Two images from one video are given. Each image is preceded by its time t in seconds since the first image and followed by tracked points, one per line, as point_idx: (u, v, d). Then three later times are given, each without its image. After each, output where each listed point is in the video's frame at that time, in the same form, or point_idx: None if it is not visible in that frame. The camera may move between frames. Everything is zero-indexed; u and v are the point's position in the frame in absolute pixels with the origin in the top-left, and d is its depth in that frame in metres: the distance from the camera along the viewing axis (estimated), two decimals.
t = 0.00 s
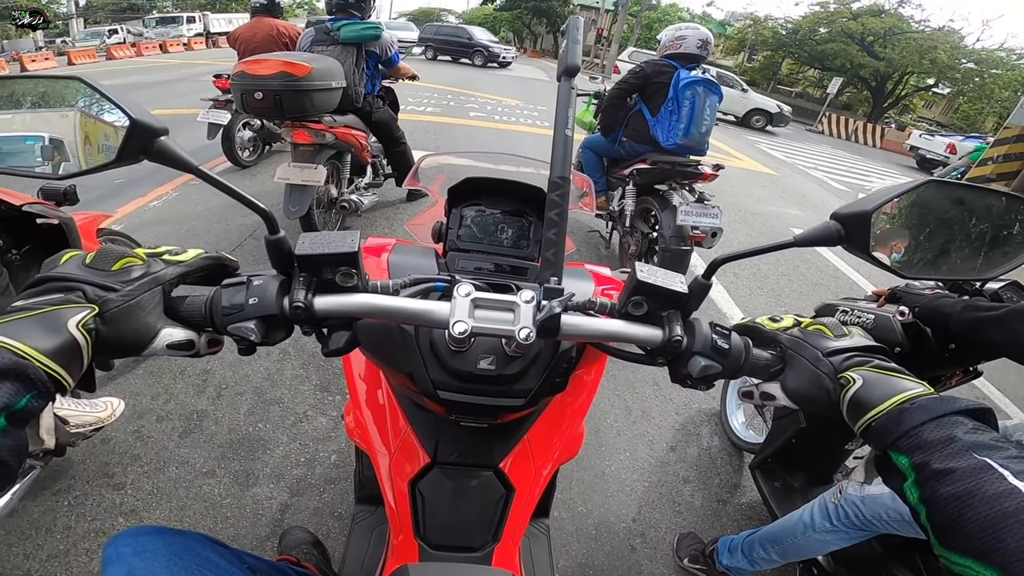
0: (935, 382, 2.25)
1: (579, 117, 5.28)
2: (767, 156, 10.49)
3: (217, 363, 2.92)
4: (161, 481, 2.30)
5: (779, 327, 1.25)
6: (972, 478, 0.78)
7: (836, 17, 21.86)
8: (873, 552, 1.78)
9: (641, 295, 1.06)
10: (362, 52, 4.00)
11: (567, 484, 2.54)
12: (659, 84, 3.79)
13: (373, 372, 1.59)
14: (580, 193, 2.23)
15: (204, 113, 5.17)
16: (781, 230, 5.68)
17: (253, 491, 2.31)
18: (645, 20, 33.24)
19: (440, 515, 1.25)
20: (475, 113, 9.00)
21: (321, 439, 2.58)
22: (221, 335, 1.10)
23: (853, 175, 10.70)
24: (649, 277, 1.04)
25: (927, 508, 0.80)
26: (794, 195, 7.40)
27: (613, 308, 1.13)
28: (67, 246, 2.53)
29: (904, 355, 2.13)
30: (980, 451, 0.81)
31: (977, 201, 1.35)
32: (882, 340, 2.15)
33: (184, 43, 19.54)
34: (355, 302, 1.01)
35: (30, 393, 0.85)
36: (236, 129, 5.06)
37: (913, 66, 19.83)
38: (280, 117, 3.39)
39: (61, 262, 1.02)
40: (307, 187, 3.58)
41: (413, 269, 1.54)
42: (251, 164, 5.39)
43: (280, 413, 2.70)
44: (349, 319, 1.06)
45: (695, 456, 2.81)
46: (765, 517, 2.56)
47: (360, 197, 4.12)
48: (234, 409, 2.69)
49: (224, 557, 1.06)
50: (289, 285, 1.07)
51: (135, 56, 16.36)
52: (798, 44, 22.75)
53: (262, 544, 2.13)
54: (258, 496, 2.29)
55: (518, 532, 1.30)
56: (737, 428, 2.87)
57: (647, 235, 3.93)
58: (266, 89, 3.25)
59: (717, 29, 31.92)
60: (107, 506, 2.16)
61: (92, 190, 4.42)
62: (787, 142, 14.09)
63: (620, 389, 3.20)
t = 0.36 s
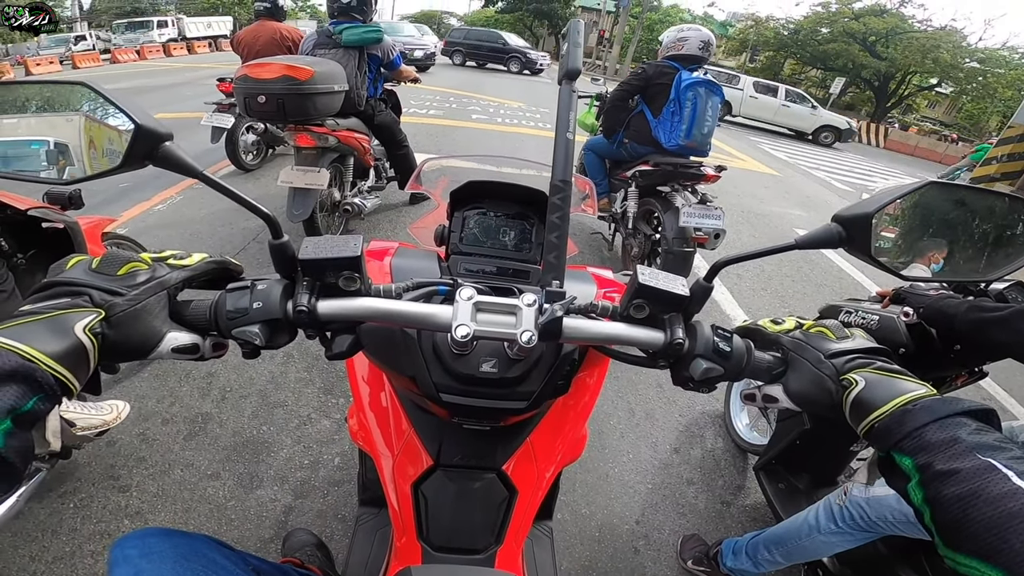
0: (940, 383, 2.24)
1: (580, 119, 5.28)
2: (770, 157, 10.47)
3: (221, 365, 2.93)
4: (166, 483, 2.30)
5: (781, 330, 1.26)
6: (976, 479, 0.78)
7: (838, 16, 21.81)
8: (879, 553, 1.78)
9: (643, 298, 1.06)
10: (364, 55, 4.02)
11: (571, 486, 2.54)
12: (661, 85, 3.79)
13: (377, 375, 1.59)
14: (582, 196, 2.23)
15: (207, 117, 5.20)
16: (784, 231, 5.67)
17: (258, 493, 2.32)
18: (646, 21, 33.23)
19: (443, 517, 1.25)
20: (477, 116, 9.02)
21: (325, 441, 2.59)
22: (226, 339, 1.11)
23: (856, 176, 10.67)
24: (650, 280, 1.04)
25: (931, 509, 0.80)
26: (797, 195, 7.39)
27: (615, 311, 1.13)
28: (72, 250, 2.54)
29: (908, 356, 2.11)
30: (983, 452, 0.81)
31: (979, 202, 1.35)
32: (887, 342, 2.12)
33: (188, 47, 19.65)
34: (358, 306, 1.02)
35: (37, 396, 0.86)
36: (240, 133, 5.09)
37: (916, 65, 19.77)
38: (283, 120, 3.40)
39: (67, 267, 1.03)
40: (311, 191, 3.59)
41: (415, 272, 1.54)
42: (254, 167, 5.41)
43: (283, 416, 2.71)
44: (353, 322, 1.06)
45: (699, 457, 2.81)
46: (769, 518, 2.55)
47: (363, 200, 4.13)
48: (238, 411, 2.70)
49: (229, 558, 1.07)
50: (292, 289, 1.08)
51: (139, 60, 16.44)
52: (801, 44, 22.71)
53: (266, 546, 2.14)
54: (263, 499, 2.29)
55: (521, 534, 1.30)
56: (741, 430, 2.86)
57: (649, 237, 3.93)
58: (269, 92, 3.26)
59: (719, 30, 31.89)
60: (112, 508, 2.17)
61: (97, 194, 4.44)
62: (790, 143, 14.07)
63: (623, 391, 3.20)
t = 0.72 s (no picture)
0: (946, 385, 2.22)
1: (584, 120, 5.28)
2: (774, 159, 10.46)
3: (226, 367, 2.94)
4: (170, 484, 2.31)
5: (788, 334, 1.25)
6: (985, 483, 0.77)
7: (842, 17, 21.78)
8: (885, 556, 1.77)
9: (650, 301, 1.06)
10: (368, 57, 4.03)
11: (575, 488, 2.53)
12: (664, 87, 3.79)
13: (381, 377, 1.60)
14: (587, 198, 2.23)
15: (213, 119, 5.22)
16: (789, 233, 5.66)
17: (261, 495, 2.32)
18: (649, 23, 33.25)
19: (447, 520, 1.25)
20: (480, 118, 9.03)
21: (329, 443, 2.59)
22: (232, 341, 1.11)
23: (861, 177, 10.64)
24: (657, 283, 1.04)
25: (940, 513, 0.80)
26: (801, 197, 7.37)
27: (621, 314, 1.13)
28: (79, 251, 2.56)
29: (915, 358, 2.08)
30: (993, 455, 0.81)
31: (987, 204, 1.34)
32: (893, 344, 2.07)
33: (193, 50, 19.77)
34: (365, 309, 1.02)
35: (45, 398, 0.86)
36: (245, 135, 5.11)
37: (920, 66, 19.71)
38: (288, 122, 3.42)
39: (74, 270, 1.03)
40: (315, 193, 3.60)
41: (421, 275, 1.54)
42: (259, 169, 5.42)
43: (287, 417, 2.72)
44: (358, 325, 1.06)
45: (703, 460, 2.80)
46: (774, 521, 2.54)
47: (367, 202, 4.14)
48: (243, 413, 2.71)
49: (235, 560, 1.07)
50: (299, 291, 1.08)
51: (144, 62, 16.54)
52: (804, 46, 22.69)
53: (270, 547, 2.14)
54: (266, 500, 2.30)
55: (526, 537, 1.30)
56: (745, 432, 2.85)
57: (653, 239, 3.92)
58: (274, 94, 3.28)
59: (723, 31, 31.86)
60: (117, 509, 2.17)
61: (102, 196, 4.46)
62: (794, 144, 14.04)
63: (627, 393, 3.20)
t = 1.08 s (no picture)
0: (958, 390, 2.20)
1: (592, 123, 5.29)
2: (783, 162, 10.42)
3: (235, 367, 2.96)
4: (179, 484, 2.33)
5: (802, 339, 1.25)
6: (1000, 484, 0.79)
7: (852, 20, 21.67)
8: (894, 560, 1.76)
9: (664, 306, 1.06)
10: (377, 60, 4.05)
11: (581, 491, 2.53)
12: (673, 90, 3.78)
13: (391, 378, 1.60)
14: (599, 202, 2.23)
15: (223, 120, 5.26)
16: (797, 237, 5.63)
17: (269, 495, 2.33)
18: (656, 25, 33.26)
19: (456, 521, 1.26)
20: (488, 120, 9.05)
21: (336, 444, 2.60)
22: (250, 342, 1.12)
23: (871, 181, 10.57)
24: (671, 287, 1.04)
25: (955, 515, 0.81)
26: (810, 200, 7.34)
27: (635, 318, 1.13)
28: (93, 251, 2.59)
29: (927, 363, 2.07)
30: (1008, 458, 0.81)
31: (1003, 210, 1.34)
32: (905, 349, 2.07)
33: (203, 52, 19.93)
34: (380, 311, 1.03)
35: (68, 398, 0.87)
36: (254, 137, 5.14)
37: (932, 69, 19.58)
38: (298, 124, 3.44)
39: (97, 270, 1.05)
40: (324, 194, 3.62)
41: (434, 278, 1.55)
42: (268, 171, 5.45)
43: (296, 418, 2.73)
44: (375, 327, 1.07)
45: (710, 464, 2.79)
46: (781, 525, 2.53)
47: (376, 204, 4.15)
48: (251, 413, 2.72)
49: (246, 561, 1.08)
50: (316, 293, 1.09)
51: (156, 64, 16.70)
52: (814, 48, 22.60)
53: (276, 547, 2.15)
54: (274, 500, 2.31)
55: (534, 541, 1.30)
56: (753, 436, 2.84)
57: (662, 242, 3.92)
58: (285, 96, 3.29)
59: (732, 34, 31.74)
60: (125, 508, 2.19)
61: (113, 197, 4.50)
62: (803, 147, 13.98)
63: (635, 397, 3.19)
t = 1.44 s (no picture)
0: (959, 397, 2.20)
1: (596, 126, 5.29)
2: (787, 167, 10.41)
3: (237, 367, 2.96)
4: (179, 483, 2.33)
5: (803, 345, 1.25)
6: (998, 491, 0.79)
7: (857, 25, 21.67)
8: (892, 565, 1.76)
9: (667, 311, 1.06)
10: (382, 61, 4.07)
11: (581, 494, 2.53)
12: (677, 94, 3.78)
13: (393, 380, 1.61)
14: (603, 206, 2.24)
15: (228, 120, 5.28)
16: (800, 242, 5.63)
17: (269, 495, 2.33)
18: (661, 28, 33.28)
19: (456, 523, 1.26)
20: (492, 122, 9.07)
21: (337, 444, 2.61)
22: (254, 343, 1.13)
23: (875, 186, 10.56)
24: (674, 293, 1.04)
25: (953, 521, 0.81)
26: (813, 205, 7.34)
27: (637, 323, 1.14)
28: (97, 250, 2.60)
29: (929, 369, 2.07)
30: (1006, 465, 0.82)
31: (1005, 218, 1.34)
32: (907, 356, 2.07)
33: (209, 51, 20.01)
34: (384, 314, 1.03)
35: (73, 397, 0.88)
36: (259, 137, 5.16)
37: (937, 74, 19.56)
38: (303, 124, 3.45)
39: (103, 270, 1.05)
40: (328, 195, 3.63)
41: (437, 281, 1.55)
42: (272, 171, 5.47)
43: (296, 418, 2.73)
44: (377, 329, 1.07)
45: (710, 468, 2.79)
46: (780, 530, 2.52)
47: (379, 205, 4.16)
48: (252, 413, 2.73)
49: (246, 560, 1.08)
50: (321, 295, 1.09)
51: (162, 63, 16.77)
52: (819, 53, 22.59)
53: (275, 547, 2.15)
54: (273, 500, 2.31)
55: (533, 544, 1.30)
56: (753, 441, 2.84)
57: (664, 246, 3.92)
58: (291, 97, 3.31)
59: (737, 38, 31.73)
60: (125, 506, 2.20)
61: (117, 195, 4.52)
62: (807, 152, 13.97)
63: (635, 400, 3.19)
